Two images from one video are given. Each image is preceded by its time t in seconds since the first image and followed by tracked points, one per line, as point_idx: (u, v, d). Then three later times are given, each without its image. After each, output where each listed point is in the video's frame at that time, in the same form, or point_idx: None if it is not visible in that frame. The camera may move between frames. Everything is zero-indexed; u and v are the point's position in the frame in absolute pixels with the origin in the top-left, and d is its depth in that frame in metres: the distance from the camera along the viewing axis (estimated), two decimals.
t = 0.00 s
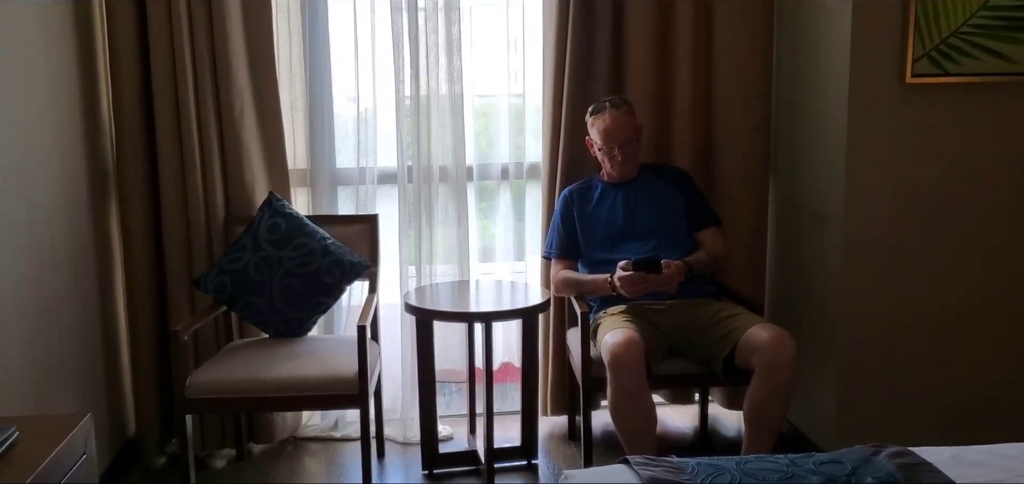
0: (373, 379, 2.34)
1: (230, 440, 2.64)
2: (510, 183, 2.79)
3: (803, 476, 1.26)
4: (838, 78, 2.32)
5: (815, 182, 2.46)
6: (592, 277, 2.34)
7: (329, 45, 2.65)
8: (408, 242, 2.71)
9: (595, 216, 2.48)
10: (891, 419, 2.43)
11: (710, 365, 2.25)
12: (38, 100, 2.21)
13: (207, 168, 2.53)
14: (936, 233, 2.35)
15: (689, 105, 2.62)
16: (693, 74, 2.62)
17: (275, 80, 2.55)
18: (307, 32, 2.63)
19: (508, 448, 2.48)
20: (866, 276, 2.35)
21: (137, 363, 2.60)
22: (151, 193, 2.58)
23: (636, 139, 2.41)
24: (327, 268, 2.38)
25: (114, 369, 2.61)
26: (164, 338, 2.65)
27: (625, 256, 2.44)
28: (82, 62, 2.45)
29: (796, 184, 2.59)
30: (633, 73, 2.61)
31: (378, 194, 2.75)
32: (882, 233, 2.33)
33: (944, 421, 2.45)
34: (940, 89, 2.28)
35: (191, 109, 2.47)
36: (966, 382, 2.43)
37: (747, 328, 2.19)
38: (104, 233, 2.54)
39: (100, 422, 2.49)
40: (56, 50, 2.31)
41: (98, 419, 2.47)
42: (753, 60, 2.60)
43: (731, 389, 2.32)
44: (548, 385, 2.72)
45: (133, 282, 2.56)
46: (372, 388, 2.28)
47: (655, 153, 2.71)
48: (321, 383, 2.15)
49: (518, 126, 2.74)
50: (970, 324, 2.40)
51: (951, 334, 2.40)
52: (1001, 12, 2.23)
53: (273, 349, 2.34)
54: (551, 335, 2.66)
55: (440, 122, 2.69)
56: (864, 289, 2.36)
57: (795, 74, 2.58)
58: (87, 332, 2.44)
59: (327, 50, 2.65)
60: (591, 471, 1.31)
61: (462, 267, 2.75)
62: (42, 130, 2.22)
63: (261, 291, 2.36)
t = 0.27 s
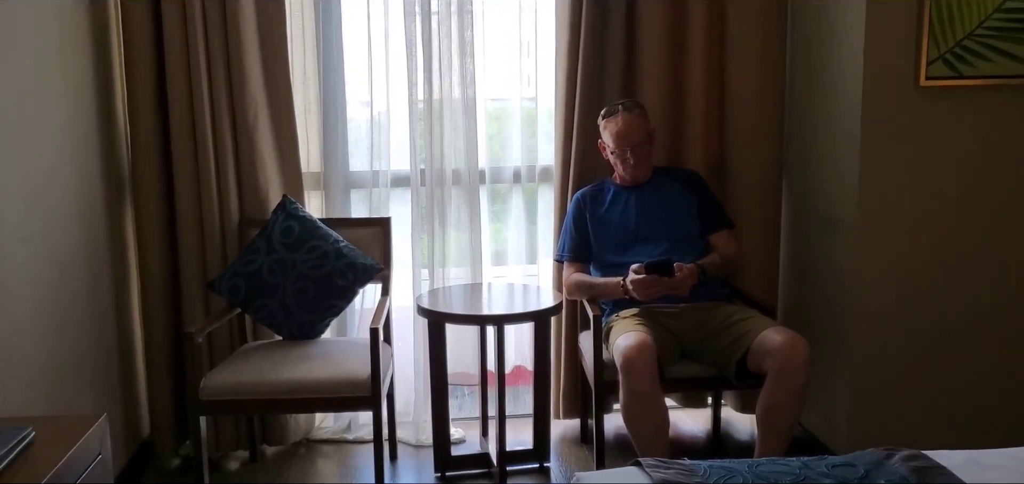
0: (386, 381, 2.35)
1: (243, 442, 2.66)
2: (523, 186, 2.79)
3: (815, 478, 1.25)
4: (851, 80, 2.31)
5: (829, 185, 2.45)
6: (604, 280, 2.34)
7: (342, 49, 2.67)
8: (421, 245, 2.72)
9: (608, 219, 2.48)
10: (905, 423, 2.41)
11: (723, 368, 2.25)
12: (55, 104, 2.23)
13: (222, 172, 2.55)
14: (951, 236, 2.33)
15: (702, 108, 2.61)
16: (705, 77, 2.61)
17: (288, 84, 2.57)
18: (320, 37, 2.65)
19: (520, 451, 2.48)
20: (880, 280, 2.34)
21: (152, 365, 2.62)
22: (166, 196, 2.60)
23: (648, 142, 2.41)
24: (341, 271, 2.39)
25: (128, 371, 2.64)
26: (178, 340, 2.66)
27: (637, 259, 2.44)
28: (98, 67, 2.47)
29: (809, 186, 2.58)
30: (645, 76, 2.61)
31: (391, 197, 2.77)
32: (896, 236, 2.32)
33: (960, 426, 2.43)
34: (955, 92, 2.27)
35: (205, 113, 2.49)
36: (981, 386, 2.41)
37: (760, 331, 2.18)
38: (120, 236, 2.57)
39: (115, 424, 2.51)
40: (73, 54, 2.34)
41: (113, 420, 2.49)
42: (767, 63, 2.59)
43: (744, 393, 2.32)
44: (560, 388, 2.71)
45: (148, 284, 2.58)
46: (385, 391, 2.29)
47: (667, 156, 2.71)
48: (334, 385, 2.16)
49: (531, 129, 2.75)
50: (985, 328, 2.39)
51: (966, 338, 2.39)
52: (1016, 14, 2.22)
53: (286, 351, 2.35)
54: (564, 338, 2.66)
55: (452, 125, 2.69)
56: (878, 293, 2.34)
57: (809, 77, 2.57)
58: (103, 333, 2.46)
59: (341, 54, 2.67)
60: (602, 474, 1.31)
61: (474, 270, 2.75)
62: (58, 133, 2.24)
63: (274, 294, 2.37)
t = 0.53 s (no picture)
0: (394, 385, 2.35)
1: (252, 446, 2.67)
2: (532, 191, 2.80)
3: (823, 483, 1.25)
4: (859, 85, 2.30)
5: (837, 190, 2.45)
6: (612, 285, 2.34)
7: (352, 55, 2.68)
8: (430, 250, 2.72)
9: (616, 224, 2.48)
10: (914, 429, 2.40)
11: (731, 374, 2.24)
12: (65, 109, 2.25)
13: (230, 177, 2.56)
14: (960, 242, 2.32)
15: (710, 113, 2.61)
16: (713, 81, 2.61)
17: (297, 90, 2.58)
18: (330, 42, 2.66)
19: (528, 455, 2.48)
20: (888, 285, 2.33)
21: (161, 369, 2.63)
22: (175, 201, 2.61)
23: (657, 147, 2.41)
24: (349, 275, 2.40)
25: (138, 375, 2.65)
26: (187, 344, 2.68)
27: (646, 264, 2.44)
28: (107, 73, 2.49)
29: (818, 192, 2.57)
30: (653, 81, 2.61)
31: (400, 202, 2.77)
32: (905, 242, 2.31)
33: (970, 432, 2.42)
34: (964, 97, 2.26)
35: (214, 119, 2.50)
36: (991, 392, 2.40)
37: (768, 337, 2.18)
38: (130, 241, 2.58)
39: (124, 428, 2.52)
40: (83, 61, 2.36)
41: (122, 424, 2.50)
42: (775, 67, 2.59)
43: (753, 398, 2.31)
44: (568, 392, 2.71)
45: (158, 289, 2.60)
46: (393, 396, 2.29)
47: (675, 161, 2.71)
48: (342, 390, 2.17)
49: (539, 134, 2.75)
50: (995, 334, 2.37)
51: (976, 344, 2.37)
52: None
53: (294, 356, 2.36)
54: (572, 343, 2.66)
55: (461, 130, 2.70)
56: (887, 299, 2.33)
57: (817, 81, 2.57)
58: (112, 338, 2.48)
59: (349, 59, 2.68)
60: (609, 478, 1.31)
61: (483, 275, 2.76)
62: (68, 139, 2.26)
63: (283, 298, 2.38)
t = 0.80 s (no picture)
0: (399, 386, 2.36)
1: (258, 446, 2.68)
2: (538, 193, 2.80)
3: None
4: (866, 88, 2.30)
5: (844, 192, 2.45)
6: (618, 286, 2.34)
7: (359, 56, 2.69)
8: (436, 252, 2.73)
9: (622, 226, 2.48)
10: (920, 432, 2.40)
11: (736, 376, 2.24)
12: (73, 110, 2.26)
13: (238, 178, 2.57)
14: (967, 245, 2.32)
15: (717, 116, 2.61)
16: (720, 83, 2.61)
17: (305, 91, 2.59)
18: (337, 44, 2.67)
19: (533, 456, 2.48)
20: (894, 288, 2.32)
21: (168, 368, 2.64)
22: (183, 202, 2.63)
23: (663, 150, 2.42)
24: (356, 276, 2.41)
25: (145, 375, 2.66)
26: (194, 344, 2.69)
27: (652, 266, 2.44)
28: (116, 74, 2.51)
29: (825, 194, 2.56)
30: (660, 83, 2.61)
31: (407, 203, 2.78)
32: (911, 245, 2.31)
33: (976, 436, 2.41)
34: (971, 100, 2.26)
35: (222, 120, 2.52)
36: (997, 396, 2.39)
37: (773, 339, 2.18)
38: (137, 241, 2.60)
39: (131, 427, 2.54)
40: (91, 62, 2.37)
41: (129, 423, 2.52)
42: (782, 69, 2.59)
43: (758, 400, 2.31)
44: (574, 394, 2.71)
45: (165, 289, 2.61)
46: (399, 397, 2.29)
47: (682, 162, 2.71)
48: (348, 390, 2.17)
49: (546, 135, 2.76)
50: (1002, 337, 2.36)
51: (982, 347, 2.37)
52: None
53: (301, 356, 2.37)
54: (577, 344, 2.66)
55: (467, 132, 2.70)
56: (893, 301, 2.33)
57: (824, 83, 2.57)
58: (119, 337, 2.49)
59: (357, 61, 2.69)
60: (613, 479, 1.31)
61: (489, 276, 2.76)
62: (76, 140, 2.28)
63: (290, 298, 2.39)
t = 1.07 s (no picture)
0: (400, 382, 2.36)
1: (259, 442, 2.68)
2: (540, 190, 2.80)
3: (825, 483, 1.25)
4: (868, 85, 2.29)
5: (846, 190, 2.44)
6: (619, 284, 2.34)
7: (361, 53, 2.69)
8: (437, 248, 2.73)
9: (623, 223, 2.48)
10: (922, 431, 2.39)
11: (737, 373, 2.24)
12: (75, 105, 2.27)
13: (239, 174, 2.57)
14: (969, 243, 2.31)
15: (719, 113, 2.61)
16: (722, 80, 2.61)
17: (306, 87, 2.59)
18: (339, 40, 2.67)
19: (534, 453, 2.48)
20: (896, 286, 2.32)
21: (169, 364, 2.65)
22: (184, 198, 2.63)
23: (665, 147, 2.41)
24: (357, 273, 2.41)
25: (146, 371, 2.67)
26: (196, 340, 2.69)
27: (653, 263, 2.44)
28: (117, 70, 2.51)
29: (827, 192, 2.56)
30: (662, 81, 2.61)
31: (408, 200, 2.78)
32: (913, 243, 2.30)
33: (977, 435, 2.40)
34: (974, 98, 2.25)
35: (223, 116, 2.52)
36: (999, 395, 2.39)
37: (773, 337, 2.17)
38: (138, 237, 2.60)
39: (132, 423, 2.54)
40: (92, 57, 2.38)
41: (130, 419, 2.52)
42: (784, 67, 2.58)
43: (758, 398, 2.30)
44: (575, 391, 2.71)
45: (166, 285, 2.61)
46: (399, 394, 2.29)
47: (683, 160, 2.70)
48: (348, 386, 2.17)
49: (547, 132, 2.76)
50: (1003, 336, 2.36)
51: (984, 346, 2.36)
52: None
53: (301, 352, 2.37)
54: (578, 342, 2.66)
55: (468, 128, 2.70)
56: (894, 300, 2.32)
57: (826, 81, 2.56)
58: (121, 333, 2.49)
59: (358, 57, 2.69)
60: (611, 476, 1.31)
61: (490, 273, 2.76)
62: (78, 136, 2.28)
63: (291, 295, 2.39)
